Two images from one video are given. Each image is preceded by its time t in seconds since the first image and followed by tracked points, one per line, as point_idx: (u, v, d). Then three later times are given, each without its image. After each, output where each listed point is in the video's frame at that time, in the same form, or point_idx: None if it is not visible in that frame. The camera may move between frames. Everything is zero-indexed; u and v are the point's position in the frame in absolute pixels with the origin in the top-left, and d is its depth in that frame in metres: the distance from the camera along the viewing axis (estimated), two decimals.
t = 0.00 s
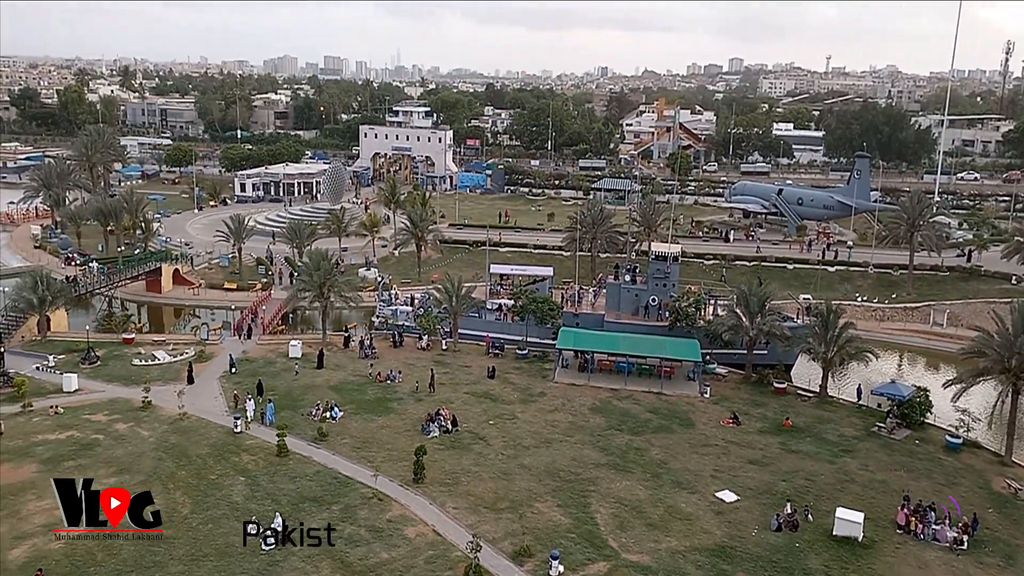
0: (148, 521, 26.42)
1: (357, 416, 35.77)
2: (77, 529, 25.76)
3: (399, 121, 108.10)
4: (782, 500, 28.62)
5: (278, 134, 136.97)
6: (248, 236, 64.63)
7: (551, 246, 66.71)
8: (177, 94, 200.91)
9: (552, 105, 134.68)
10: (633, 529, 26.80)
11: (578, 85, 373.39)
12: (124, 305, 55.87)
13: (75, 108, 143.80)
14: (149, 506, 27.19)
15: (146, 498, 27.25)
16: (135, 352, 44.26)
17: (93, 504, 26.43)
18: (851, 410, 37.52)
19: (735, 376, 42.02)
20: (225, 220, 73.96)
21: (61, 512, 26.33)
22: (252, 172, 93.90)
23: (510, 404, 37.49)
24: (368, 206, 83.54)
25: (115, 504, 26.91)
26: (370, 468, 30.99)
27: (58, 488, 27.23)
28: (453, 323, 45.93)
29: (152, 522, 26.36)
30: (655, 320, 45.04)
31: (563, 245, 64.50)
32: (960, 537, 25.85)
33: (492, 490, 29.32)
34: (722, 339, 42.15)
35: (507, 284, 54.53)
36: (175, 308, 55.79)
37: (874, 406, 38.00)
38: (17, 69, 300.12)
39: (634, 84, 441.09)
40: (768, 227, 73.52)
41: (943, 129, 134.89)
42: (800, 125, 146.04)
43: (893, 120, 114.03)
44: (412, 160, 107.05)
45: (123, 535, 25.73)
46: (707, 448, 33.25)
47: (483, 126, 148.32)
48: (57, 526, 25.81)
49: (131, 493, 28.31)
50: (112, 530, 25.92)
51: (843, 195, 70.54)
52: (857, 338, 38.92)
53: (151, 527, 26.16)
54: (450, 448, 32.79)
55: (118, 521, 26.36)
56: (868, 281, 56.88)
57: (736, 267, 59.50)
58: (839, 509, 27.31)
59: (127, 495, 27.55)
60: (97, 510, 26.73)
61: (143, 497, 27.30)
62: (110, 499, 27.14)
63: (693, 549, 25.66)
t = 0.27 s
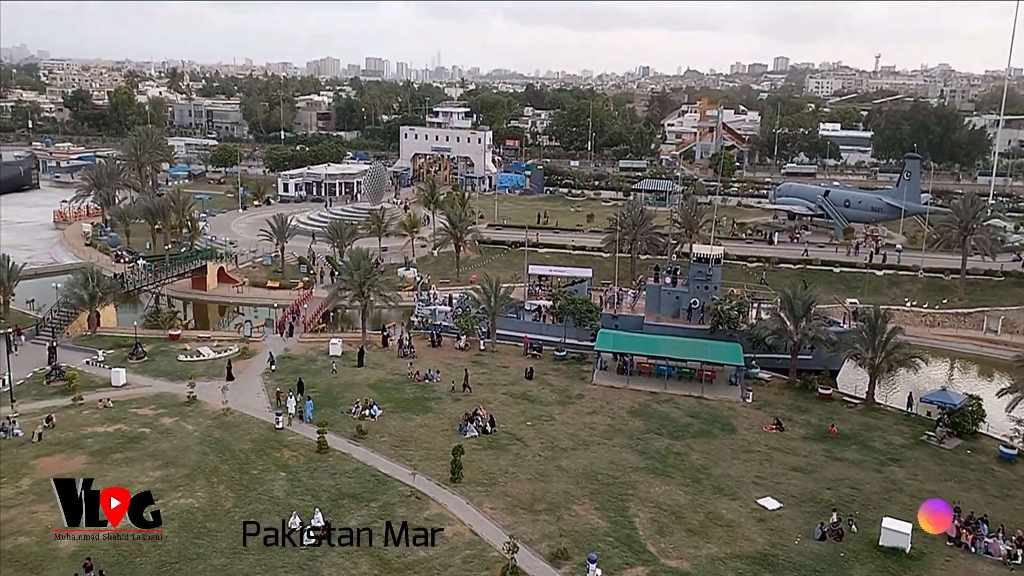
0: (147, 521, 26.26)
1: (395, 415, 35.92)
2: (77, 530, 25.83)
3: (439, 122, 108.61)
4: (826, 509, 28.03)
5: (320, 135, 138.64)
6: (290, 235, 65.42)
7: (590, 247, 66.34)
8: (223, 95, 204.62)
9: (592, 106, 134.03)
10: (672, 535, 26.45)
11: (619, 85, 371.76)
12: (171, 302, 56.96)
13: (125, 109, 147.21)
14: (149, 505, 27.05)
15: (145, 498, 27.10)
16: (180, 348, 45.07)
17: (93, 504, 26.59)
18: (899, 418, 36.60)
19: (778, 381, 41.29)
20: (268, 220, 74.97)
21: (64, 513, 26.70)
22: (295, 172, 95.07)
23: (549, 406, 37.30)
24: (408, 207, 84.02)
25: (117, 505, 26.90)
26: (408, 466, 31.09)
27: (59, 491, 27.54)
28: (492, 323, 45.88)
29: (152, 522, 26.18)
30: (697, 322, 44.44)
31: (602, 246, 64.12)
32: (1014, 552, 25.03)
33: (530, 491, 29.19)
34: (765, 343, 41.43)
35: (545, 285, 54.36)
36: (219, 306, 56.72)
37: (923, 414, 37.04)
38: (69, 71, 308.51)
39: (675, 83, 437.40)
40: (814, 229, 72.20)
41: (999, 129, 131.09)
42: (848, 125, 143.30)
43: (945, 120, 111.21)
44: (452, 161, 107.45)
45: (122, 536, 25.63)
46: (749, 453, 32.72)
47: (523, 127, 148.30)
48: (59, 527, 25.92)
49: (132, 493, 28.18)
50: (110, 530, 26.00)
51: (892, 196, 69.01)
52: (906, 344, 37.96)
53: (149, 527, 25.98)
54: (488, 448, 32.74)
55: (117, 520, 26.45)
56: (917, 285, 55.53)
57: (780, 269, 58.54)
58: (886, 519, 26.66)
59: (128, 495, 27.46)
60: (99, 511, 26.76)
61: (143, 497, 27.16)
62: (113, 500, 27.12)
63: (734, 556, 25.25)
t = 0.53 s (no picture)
0: (147, 521, 25.97)
1: (423, 413, 36.01)
2: (76, 530, 25.47)
3: (469, 122, 108.82)
4: (858, 518, 27.61)
5: (351, 134, 139.57)
6: (321, 233, 65.95)
7: (619, 248, 66.04)
8: (256, 94, 206.92)
9: (623, 106, 133.40)
10: (700, 540, 26.20)
11: (651, 86, 370.37)
12: (204, 297, 57.70)
13: (160, 107, 149.40)
14: (149, 505, 26.68)
15: (146, 497, 26.70)
16: (212, 343, 45.63)
17: (93, 504, 26.09)
18: (934, 427, 35.95)
19: (810, 387, 40.74)
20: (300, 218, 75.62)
21: (64, 513, 26.27)
22: (326, 171, 95.78)
23: (576, 407, 37.16)
24: (437, 206, 84.27)
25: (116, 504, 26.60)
26: (435, 464, 31.16)
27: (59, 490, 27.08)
28: (520, 323, 45.80)
29: (152, 522, 25.91)
30: (727, 326, 44.03)
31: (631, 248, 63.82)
32: None
33: (556, 492, 29.11)
34: (797, 347, 40.91)
35: (574, 286, 54.18)
36: (251, 302, 57.35)
37: (959, 423, 36.31)
38: (106, 70, 313.93)
39: (707, 83, 434.04)
40: (849, 233, 71.21)
41: None
42: (885, 128, 141.26)
43: (986, 123, 109.09)
44: (481, 160, 107.60)
45: (122, 536, 25.33)
46: (779, 459, 32.34)
47: (553, 127, 148.14)
48: (57, 527, 25.55)
49: (131, 493, 27.76)
50: (111, 531, 25.63)
51: (930, 201, 67.89)
52: (941, 351, 37.26)
53: (150, 527, 25.71)
54: (515, 448, 32.70)
55: (118, 520, 26.05)
56: (954, 291, 54.53)
57: (813, 274, 57.78)
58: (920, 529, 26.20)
59: (127, 494, 26.97)
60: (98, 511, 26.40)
61: (143, 496, 26.76)
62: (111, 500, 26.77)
63: (762, 563, 24.93)
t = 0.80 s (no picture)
0: (147, 521, 25.81)
1: (450, 413, 36.03)
2: (77, 530, 25.38)
3: (497, 122, 108.79)
4: (891, 525, 27.12)
5: (379, 135, 140.31)
6: (350, 233, 66.30)
7: (647, 249, 65.64)
8: (286, 95, 208.91)
9: (652, 107, 132.59)
10: (729, 545, 25.88)
11: (680, 86, 368.02)
12: (234, 295, 58.31)
13: (193, 108, 151.40)
14: (149, 505, 26.52)
15: (146, 497, 26.57)
16: (242, 341, 46.07)
17: (92, 504, 25.93)
18: (971, 433, 35.21)
19: (842, 391, 40.13)
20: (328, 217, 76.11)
21: (64, 513, 26.10)
22: (355, 171, 96.29)
23: (603, 409, 36.94)
24: (465, 207, 84.39)
25: (118, 504, 26.45)
26: (462, 464, 31.14)
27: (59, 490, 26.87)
28: (547, 324, 45.64)
29: (152, 522, 25.72)
30: (757, 328, 43.53)
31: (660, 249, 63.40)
32: None
33: (583, 494, 28.94)
34: (829, 351, 40.31)
35: (601, 287, 53.92)
36: (280, 301, 57.84)
37: (997, 430, 35.53)
38: (140, 71, 318.72)
39: (737, 83, 429.96)
40: (882, 235, 70.11)
41: None
42: (920, 128, 138.98)
43: None
44: (508, 161, 107.50)
45: (121, 537, 25.18)
46: (810, 464, 31.87)
47: (581, 127, 147.73)
48: (58, 528, 25.47)
49: (131, 494, 27.65)
50: (110, 531, 25.48)
51: (967, 203, 66.68)
52: (979, 356, 36.48)
53: (150, 527, 25.55)
54: (542, 449, 32.60)
55: (118, 521, 25.91)
56: (992, 295, 53.42)
57: (845, 276, 56.92)
58: (956, 537, 25.66)
59: (128, 494, 26.91)
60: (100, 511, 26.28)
61: (143, 497, 26.63)
62: (114, 499, 26.62)
63: (793, 569, 24.57)
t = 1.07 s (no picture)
0: (147, 521, 25.67)
1: (479, 415, 35.96)
2: (77, 530, 24.97)
3: (527, 124, 108.58)
4: (930, 536, 26.49)
5: (411, 137, 140.90)
6: (380, 234, 66.62)
7: (679, 252, 65.10)
8: (319, 98, 210.86)
9: (684, 108, 131.57)
10: (762, 553, 25.46)
11: (713, 87, 365.23)
12: (267, 296, 58.88)
13: (228, 111, 153.44)
14: (149, 506, 26.51)
15: (146, 498, 26.61)
16: (275, 342, 46.46)
17: (93, 504, 25.55)
18: (1013, 443, 34.33)
19: (879, 398, 39.36)
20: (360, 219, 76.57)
21: (61, 513, 25.44)
22: (386, 173, 96.80)
23: (634, 413, 36.61)
24: (495, 209, 84.38)
25: (116, 504, 26.22)
26: (491, 467, 31.01)
27: (57, 489, 26.32)
28: (577, 327, 45.37)
29: (152, 522, 25.61)
30: (791, 333, 42.87)
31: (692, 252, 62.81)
32: None
33: (614, 499, 28.68)
34: (866, 357, 39.56)
35: (632, 290, 53.53)
36: (312, 301, 58.30)
37: None
38: (178, 75, 323.82)
39: (772, 83, 424.11)
40: (921, 238, 68.81)
41: None
42: (960, 130, 136.40)
43: None
44: (539, 163, 107.31)
45: (122, 537, 25.00)
46: (846, 472, 31.26)
47: (612, 129, 147.13)
48: (58, 527, 24.95)
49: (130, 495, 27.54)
50: (112, 531, 25.13)
51: (1009, 205, 65.37)
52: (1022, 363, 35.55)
53: (151, 527, 25.44)
54: (572, 453, 32.38)
55: (118, 521, 25.55)
56: None
57: (882, 280, 55.90)
58: (998, 549, 25.00)
59: (127, 495, 26.82)
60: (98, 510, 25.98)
61: (143, 498, 26.65)
62: (111, 499, 26.40)
63: None
